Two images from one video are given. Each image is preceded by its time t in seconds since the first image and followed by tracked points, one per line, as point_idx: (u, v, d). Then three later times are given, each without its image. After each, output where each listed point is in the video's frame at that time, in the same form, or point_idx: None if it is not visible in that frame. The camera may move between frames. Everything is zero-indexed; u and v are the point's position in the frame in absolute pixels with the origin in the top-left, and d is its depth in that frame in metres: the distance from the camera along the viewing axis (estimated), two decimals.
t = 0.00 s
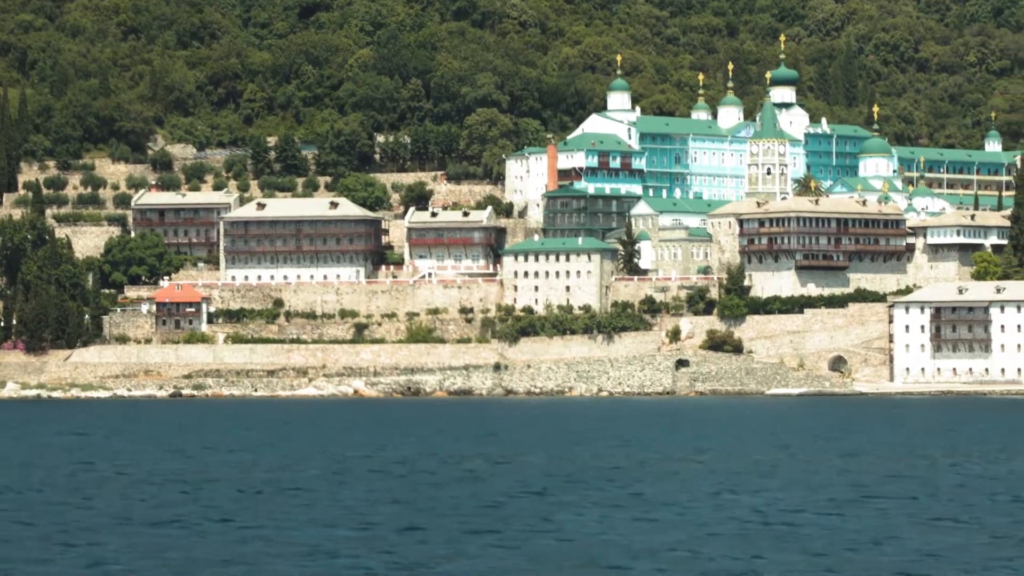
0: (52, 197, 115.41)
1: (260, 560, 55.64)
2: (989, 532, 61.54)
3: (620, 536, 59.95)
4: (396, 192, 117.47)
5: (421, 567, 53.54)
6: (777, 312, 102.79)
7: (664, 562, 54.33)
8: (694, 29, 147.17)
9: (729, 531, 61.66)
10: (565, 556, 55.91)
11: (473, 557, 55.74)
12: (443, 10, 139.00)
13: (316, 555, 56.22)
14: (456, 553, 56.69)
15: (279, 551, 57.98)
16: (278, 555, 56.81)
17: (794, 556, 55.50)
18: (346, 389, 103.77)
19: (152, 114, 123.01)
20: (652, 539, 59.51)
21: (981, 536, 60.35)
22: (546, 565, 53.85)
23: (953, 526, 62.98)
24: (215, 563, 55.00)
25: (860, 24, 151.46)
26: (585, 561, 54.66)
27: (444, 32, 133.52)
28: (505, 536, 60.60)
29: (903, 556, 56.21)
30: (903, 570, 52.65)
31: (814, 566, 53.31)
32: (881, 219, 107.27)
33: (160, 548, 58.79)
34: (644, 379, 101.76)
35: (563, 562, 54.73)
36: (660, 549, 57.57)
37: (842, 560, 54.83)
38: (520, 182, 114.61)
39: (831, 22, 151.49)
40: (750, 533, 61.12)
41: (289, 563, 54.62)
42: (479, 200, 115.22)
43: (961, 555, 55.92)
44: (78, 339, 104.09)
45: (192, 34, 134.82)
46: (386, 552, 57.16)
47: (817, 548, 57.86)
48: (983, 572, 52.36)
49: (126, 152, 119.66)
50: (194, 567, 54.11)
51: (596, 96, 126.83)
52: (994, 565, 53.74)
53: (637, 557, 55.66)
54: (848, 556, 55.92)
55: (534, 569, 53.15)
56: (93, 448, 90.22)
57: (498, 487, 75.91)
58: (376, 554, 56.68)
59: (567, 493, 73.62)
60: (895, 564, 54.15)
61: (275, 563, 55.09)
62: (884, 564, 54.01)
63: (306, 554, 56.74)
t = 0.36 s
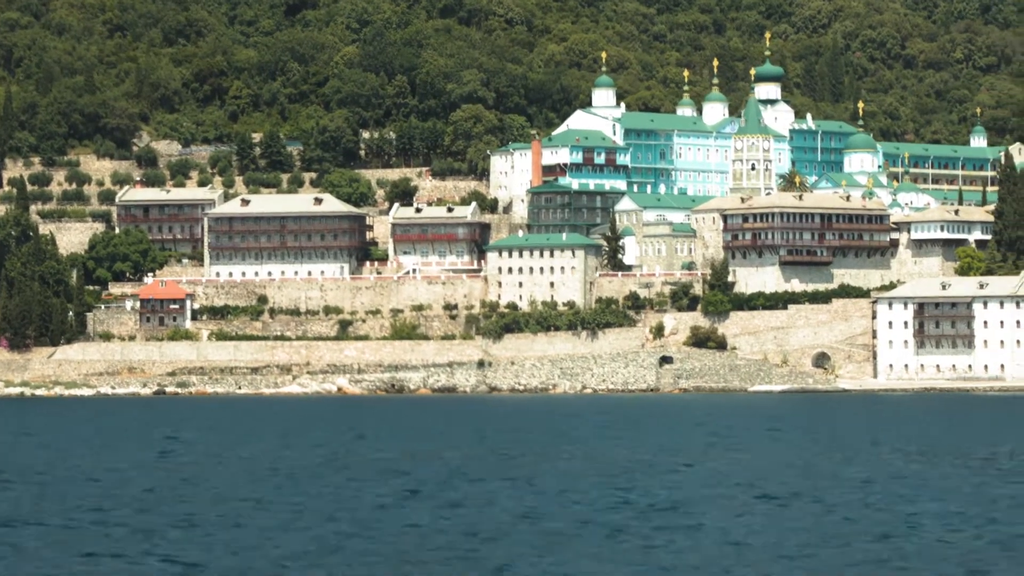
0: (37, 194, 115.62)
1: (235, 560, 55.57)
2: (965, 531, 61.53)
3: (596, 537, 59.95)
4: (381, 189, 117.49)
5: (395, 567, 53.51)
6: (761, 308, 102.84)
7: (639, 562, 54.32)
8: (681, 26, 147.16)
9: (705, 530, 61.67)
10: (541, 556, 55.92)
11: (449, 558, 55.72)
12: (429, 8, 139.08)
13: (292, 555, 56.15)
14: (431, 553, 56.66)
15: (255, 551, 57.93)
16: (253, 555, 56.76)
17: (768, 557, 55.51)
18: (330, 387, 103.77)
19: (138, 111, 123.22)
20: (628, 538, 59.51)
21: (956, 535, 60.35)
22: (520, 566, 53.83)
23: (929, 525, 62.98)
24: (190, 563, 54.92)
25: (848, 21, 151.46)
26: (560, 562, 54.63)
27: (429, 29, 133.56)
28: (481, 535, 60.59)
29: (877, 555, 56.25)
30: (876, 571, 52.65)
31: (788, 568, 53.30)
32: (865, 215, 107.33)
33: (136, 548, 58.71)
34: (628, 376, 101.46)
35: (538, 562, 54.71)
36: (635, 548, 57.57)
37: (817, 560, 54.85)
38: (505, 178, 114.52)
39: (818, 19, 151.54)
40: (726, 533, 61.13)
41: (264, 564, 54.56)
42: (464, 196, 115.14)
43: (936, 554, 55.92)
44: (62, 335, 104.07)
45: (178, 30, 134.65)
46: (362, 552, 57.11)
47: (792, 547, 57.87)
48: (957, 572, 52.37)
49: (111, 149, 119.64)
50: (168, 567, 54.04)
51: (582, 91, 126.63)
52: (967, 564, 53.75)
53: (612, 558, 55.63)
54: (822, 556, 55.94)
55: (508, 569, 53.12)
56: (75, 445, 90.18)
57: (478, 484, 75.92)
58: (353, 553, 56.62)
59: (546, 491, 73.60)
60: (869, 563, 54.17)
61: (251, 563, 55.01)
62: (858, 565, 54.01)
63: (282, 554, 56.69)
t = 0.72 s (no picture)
0: (22, 193, 115.89)
1: (212, 555, 55.58)
2: (942, 528, 61.52)
3: (574, 533, 59.95)
4: (366, 188, 117.67)
5: (371, 561, 53.54)
6: (745, 309, 102.95)
7: (615, 558, 54.37)
8: (668, 22, 147.24)
9: (682, 527, 61.66)
10: (517, 552, 55.91)
11: (426, 553, 55.74)
12: (416, 5, 139.20)
13: (269, 551, 56.15)
14: (408, 549, 56.66)
15: (233, 546, 57.92)
16: (229, 550, 56.76)
17: (744, 554, 55.52)
18: (315, 387, 103.61)
19: (123, 108, 123.07)
20: (603, 535, 59.52)
21: (931, 533, 60.37)
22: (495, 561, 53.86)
23: (906, 523, 63.02)
24: (166, 557, 54.94)
25: (835, 17, 151.48)
26: (537, 557, 54.66)
27: (416, 26, 133.65)
28: (457, 533, 60.61)
29: (853, 553, 56.27)
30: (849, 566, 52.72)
31: (762, 563, 53.33)
32: (850, 214, 107.23)
33: (113, 545, 58.70)
34: (612, 376, 101.67)
35: (514, 557, 54.72)
36: (612, 544, 57.59)
37: (792, 557, 54.85)
38: (490, 177, 114.63)
39: (805, 15, 151.59)
40: (703, 529, 61.12)
41: (240, 559, 54.57)
42: (449, 195, 115.64)
43: (911, 552, 55.93)
44: (46, 336, 104.09)
45: (165, 28, 134.64)
46: (338, 547, 57.09)
47: (768, 545, 57.89)
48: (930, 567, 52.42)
49: (96, 147, 119.26)
50: (144, 562, 54.05)
51: (568, 90, 126.69)
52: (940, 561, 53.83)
53: (587, 553, 55.65)
54: (798, 553, 55.94)
55: (482, 565, 53.02)
56: (57, 443, 90.21)
57: (459, 483, 75.96)
58: (330, 549, 56.65)
59: (526, 488, 73.64)
60: (843, 561, 54.19)
61: (227, 557, 55.00)
62: (833, 562, 54.05)
63: (259, 550, 56.69)
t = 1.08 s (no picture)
0: (8, 193, 115.83)
1: (193, 552, 55.44)
2: (923, 524, 61.36)
3: (553, 529, 59.78)
4: (352, 189, 117.76)
5: (352, 556, 53.38)
6: (730, 306, 102.99)
7: (598, 554, 54.26)
8: (656, 25, 147.47)
9: (665, 520, 61.56)
10: (500, 549, 55.81)
11: (408, 549, 55.63)
12: (403, 7, 139.35)
13: (251, 550, 56.01)
14: (391, 544, 56.53)
15: (215, 543, 57.77)
16: (211, 547, 56.63)
17: (727, 547, 55.41)
18: (300, 384, 103.33)
19: (109, 110, 123.32)
20: (586, 532, 59.45)
21: (915, 528, 60.28)
22: (477, 556, 53.73)
23: (890, 519, 62.95)
24: (149, 555, 54.80)
25: (823, 21, 151.55)
26: (518, 554, 54.54)
27: (403, 28, 133.72)
28: (440, 528, 60.49)
29: (836, 547, 56.18)
30: (831, 561, 52.62)
31: (738, 557, 53.16)
32: (835, 214, 107.64)
33: (92, 541, 58.48)
34: (597, 374, 101.93)
35: (496, 553, 54.62)
36: (595, 540, 57.49)
37: (772, 551, 54.69)
38: (476, 178, 114.68)
39: (793, 19, 151.68)
40: (687, 523, 61.02)
41: (222, 555, 54.43)
42: (435, 195, 115.45)
43: (894, 545, 55.83)
44: (31, 334, 104.12)
45: (152, 30, 134.64)
46: (320, 542, 56.95)
47: (752, 538, 57.79)
48: (912, 561, 52.33)
49: (84, 149, 119.53)
50: (125, 559, 53.91)
51: (555, 92, 126.84)
52: (922, 555, 53.75)
53: (570, 549, 55.54)
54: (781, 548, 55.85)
55: (457, 560, 52.83)
56: (42, 442, 90.04)
57: (442, 481, 75.81)
58: (312, 545, 56.49)
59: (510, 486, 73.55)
60: (826, 555, 54.10)
61: (208, 554, 54.85)
62: (815, 557, 53.95)
63: (242, 547, 56.55)
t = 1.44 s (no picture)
0: None
1: (170, 553, 55.39)
2: (901, 527, 61.21)
3: (528, 533, 59.61)
4: (339, 189, 117.64)
5: (329, 557, 53.36)
6: (716, 309, 102.98)
7: (574, 556, 54.25)
8: (646, 26, 147.55)
9: (642, 524, 61.39)
10: (477, 551, 55.79)
11: (386, 551, 55.62)
12: (392, 8, 139.38)
13: (229, 549, 55.95)
14: (369, 548, 56.51)
15: (193, 544, 57.72)
16: (188, 548, 56.56)
17: (701, 548, 55.29)
18: (285, 388, 103.45)
19: (97, 109, 123.00)
20: (564, 534, 59.42)
21: (892, 529, 60.29)
22: (454, 558, 53.72)
23: (868, 521, 62.95)
24: (126, 555, 54.75)
25: (812, 22, 151.48)
26: (494, 555, 54.51)
27: (392, 29, 133.78)
28: (419, 531, 60.46)
29: (813, 549, 56.16)
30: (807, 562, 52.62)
31: (710, 560, 52.93)
32: (821, 216, 107.51)
33: (65, 540, 58.25)
34: (583, 378, 101.27)
35: (473, 555, 54.58)
36: (572, 543, 57.47)
37: (747, 555, 54.49)
38: (463, 178, 114.45)
39: (783, 20, 151.48)
40: (663, 526, 60.91)
41: (199, 556, 54.39)
42: (422, 196, 115.17)
43: (869, 549, 55.66)
44: (17, 335, 103.72)
45: (141, 30, 134.53)
46: (298, 545, 56.92)
47: (729, 539, 57.78)
48: (888, 563, 52.33)
49: (71, 148, 119.55)
50: (102, 558, 53.84)
51: (543, 92, 126.78)
52: (898, 557, 53.77)
53: (547, 552, 55.53)
54: (758, 550, 55.85)
55: (428, 562, 52.61)
56: (25, 443, 89.98)
57: (422, 484, 75.69)
58: (289, 547, 56.48)
59: (491, 488, 73.54)
60: (802, 556, 54.07)
61: (185, 555, 54.81)
62: (792, 557, 53.96)
63: (220, 548, 56.49)
